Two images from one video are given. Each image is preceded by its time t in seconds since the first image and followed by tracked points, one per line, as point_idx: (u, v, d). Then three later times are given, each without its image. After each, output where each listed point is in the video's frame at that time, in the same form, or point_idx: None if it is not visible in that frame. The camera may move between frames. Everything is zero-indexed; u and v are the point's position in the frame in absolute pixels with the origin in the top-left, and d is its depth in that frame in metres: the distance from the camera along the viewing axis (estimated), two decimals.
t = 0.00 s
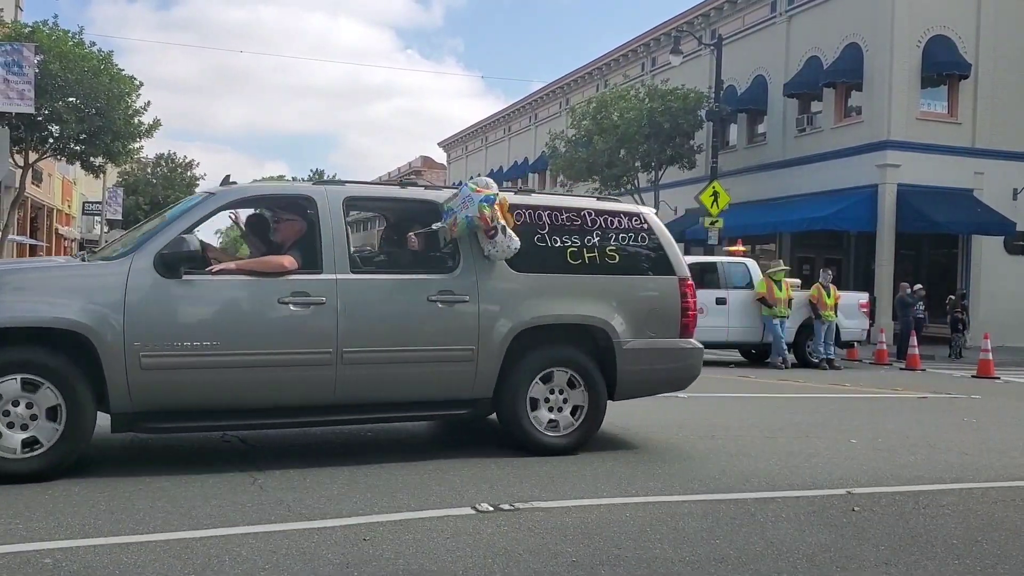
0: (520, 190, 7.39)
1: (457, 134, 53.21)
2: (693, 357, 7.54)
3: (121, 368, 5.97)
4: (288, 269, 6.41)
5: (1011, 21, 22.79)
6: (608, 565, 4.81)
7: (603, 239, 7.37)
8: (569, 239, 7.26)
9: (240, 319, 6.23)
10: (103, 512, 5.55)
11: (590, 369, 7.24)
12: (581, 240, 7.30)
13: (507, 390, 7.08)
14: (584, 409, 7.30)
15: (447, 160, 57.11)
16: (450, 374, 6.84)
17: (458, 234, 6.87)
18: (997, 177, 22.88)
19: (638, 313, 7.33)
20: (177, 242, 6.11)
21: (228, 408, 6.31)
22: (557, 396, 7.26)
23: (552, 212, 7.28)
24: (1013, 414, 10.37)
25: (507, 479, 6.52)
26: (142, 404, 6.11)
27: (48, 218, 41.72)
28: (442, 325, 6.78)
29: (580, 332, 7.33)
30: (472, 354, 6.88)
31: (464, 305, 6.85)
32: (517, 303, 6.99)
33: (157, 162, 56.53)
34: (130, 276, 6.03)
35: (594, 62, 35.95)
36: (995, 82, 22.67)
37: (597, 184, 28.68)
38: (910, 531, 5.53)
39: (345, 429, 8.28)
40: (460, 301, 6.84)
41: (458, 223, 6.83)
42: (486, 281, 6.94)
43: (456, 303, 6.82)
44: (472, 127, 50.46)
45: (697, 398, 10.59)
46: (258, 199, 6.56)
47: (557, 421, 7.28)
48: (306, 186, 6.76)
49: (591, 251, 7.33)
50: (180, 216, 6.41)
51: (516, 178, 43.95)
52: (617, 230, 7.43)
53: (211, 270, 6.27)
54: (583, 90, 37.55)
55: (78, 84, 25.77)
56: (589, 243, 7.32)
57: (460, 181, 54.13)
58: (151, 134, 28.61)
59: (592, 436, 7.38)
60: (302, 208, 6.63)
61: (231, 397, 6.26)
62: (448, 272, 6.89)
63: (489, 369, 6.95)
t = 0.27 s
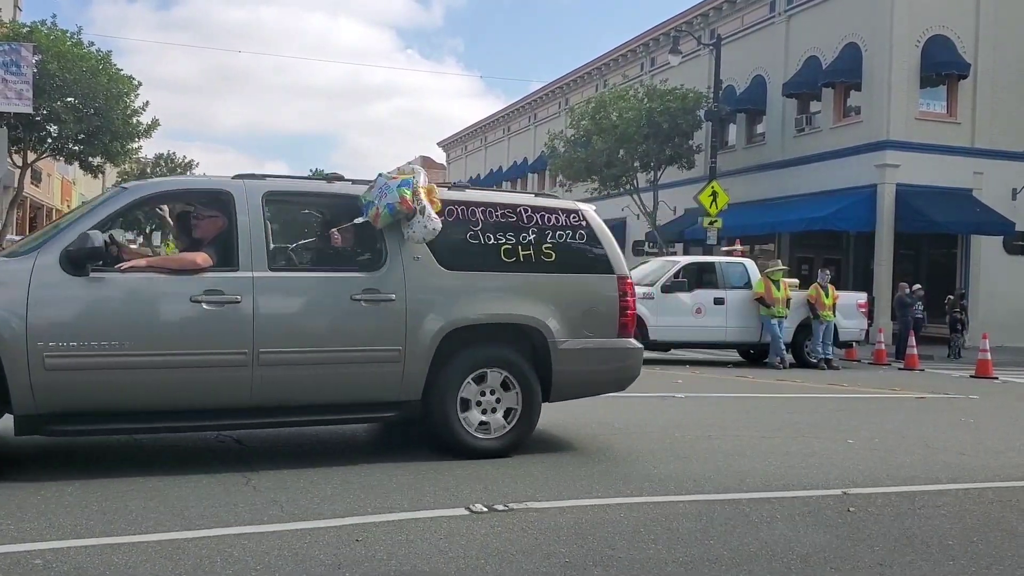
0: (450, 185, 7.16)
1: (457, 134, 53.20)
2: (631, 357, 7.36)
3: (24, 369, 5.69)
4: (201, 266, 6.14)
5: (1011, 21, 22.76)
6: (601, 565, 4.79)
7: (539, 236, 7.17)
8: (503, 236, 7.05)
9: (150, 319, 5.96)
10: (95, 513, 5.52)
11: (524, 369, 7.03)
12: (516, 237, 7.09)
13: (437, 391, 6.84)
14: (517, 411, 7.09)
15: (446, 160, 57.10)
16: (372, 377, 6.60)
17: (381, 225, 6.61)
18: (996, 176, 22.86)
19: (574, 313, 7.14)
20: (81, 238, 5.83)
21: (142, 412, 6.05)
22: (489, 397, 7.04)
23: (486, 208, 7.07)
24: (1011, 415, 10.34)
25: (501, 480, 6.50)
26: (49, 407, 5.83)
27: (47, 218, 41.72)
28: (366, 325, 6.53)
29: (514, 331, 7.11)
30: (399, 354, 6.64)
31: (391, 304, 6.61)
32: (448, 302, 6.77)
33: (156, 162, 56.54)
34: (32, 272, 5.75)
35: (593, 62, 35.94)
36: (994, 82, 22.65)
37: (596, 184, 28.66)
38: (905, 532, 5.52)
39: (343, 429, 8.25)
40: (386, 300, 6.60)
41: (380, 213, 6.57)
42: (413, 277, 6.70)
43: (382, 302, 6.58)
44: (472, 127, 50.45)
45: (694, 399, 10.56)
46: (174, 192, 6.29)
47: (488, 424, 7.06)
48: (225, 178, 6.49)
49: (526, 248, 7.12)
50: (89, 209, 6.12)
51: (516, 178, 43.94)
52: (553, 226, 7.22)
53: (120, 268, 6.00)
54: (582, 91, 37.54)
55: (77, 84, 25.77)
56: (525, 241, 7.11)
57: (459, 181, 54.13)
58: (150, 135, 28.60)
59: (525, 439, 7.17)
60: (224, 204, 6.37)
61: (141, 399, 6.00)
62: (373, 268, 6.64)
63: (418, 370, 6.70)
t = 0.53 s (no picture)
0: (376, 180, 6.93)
1: (455, 134, 53.20)
2: (566, 358, 7.14)
3: None
4: (107, 262, 5.94)
5: (1009, 21, 22.74)
6: (592, 565, 4.77)
7: (470, 232, 6.93)
8: (431, 232, 6.81)
9: (53, 316, 5.75)
10: (84, 514, 5.49)
11: (453, 371, 6.79)
12: (445, 233, 6.85)
13: (359, 392, 6.60)
14: (445, 414, 6.84)
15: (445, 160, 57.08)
16: (290, 378, 6.36)
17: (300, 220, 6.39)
18: (995, 176, 22.84)
19: (504, 312, 6.91)
20: None
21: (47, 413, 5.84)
22: (415, 400, 6.80)
23: (414, 203, 6.83)
24: (1008, 415, 10.32)
25: (493, 480, 6.47)
26: None
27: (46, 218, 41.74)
28: (283, 325, 6.31)
29: (442, 331, 6.88)
30: (319, 355, 6.41)
31: (309, 302, 6.38)
32: (370, 300, 6.54)
33: (155, 162, 56.63)
34: None
35: (591, 62, 35.92)
36: (992, 81, 22.62)
37: (594, 184, 28.65)
38: (900, 532, 5.49)
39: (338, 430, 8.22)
40: (303, 298, 6.36)
41: (298, 209, 6.34)
42: (332, 274, 6.46)
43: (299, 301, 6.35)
44: (470, 127, 50.44)
45: (690, 398, 10.53)
46: (83, 187, 6.10)
47: (414, 427, 6.82)
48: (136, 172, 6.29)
49: (455, 245, 6.88)
50: None
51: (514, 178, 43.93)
52: (485, 223, 6.99)
53: (20, 263, 5.79)
54: (581, 90, 37.53)
55: (74, 84, 25.78)
56: (454, 237, 6.87)
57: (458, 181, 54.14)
58: (147, 134, 28.60)
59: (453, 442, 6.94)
60: (134, 199, 6.20)
61: (39, 400, 5.76)
62: (289, 265, 6.41)
63: (336, 370, 6.47)
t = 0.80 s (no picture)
0: (297, 173, 6.74)
1: (453, 134, 53.19)
2: (494, 359, 6.97)
3: None
4: (6, 260, 5.70)
5: (1006, 22, 22.75)
6: (586, 565, 4.75)
7: (395, 229, 6.75)
8: (353, 228, 6.62)
9: None
10: (77, 514, 5.46)
11: (375, 372, 6.60)
12: (368, 229, 6.67)
13: (274, 395, 6.38)
14: (366, 416, 6.64)
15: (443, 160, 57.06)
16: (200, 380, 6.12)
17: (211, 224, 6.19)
18: (992, 177, 22.84)
19: (430, 311, 6.73)
20: None
21: None
22: (334, 402, 6.59)
23: (337, 198, 6.64)
24: (1004, 415, 10.31)
25: (488, 480, 6.45)
26: None
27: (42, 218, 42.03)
28: (192, 324, 6.07)
29: (365, 331, 6.68)
30: (231, 355, 6.17)
31: (220, 300, 6.15)
32: (286, 298, 6.31)
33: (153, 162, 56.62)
34: None
35: (589, 62, 35.91)
36: (989, 82, 22.63)
37: (592, 184, 28.64)
38: (894, 532, 5.49)
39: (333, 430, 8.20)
40: (214, 297, 6.13)
41: (211, 213, 6.13)
42: (243, 272, 6.23)
43: (209, 299, 6.11)
44: (468, 128, 50.44)
45: (685, 398, 10.52)
46: None
47: (333, 430, 6.60)
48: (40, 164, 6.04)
49: (378, 241, 6.70)
50: None
51: (512, 178, 43.93)
52: (411, 219, 6.82)
53: None
54: (578, 91, 37.53)
55: (71, 83, 25.76)
56: (378, 234, 6.69)
57: (456, 181, 54.12)
58: (144, 134, 28.57)
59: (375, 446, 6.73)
60: (37, 192, 5.96)
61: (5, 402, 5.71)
62: (200, 262, 6.19)
63: (250, 373, 6.24)
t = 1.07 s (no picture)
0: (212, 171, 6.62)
1: (450, 135, 53.17)
2: (418, 362, 6.75)
3: None
4: None
5: (1002, 22, 22.78)
6: (581, 566, 4.75)
7: (312, 226, 6.57)
8: (267, 225, 6.44)
9: None
10: (71, 514, 5.45)
11: (291, 375, 6.38)
12: (283, 227, 6.49)
13: (181, 397, 6.16)
14: (279, 419, 6.43)
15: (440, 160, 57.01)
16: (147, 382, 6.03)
17: (112, 220, 6.02)
18: (988, 177, 22.87)
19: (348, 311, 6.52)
20: None
21: None
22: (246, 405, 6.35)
23: (250, 194, 6.48)
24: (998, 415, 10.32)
25: (483, 480, 6.44)
26: None
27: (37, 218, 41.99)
28: (93, 324, 5.87)
29: (282, 333, 6.48)
30: (135, 357, 5.97)
31: (122, 300, 5.94)
32: (193, 297, 6.11)
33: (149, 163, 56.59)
34: None
35: (586, 63, 35.89)
36: (985, 82, 22.66)
37: (589, 184, 28.64)
38: (888, 532, 5.49)
39: (327, 430, 8.19)
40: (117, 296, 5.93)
41: (112, 207, 5.98)
42: (149, 271, 6.04)
43: (111, 298, 5.92)
44: (465, 128, 50.42)
45: (681, 398, 10.52)
46: None
47: (245, 435, 6.37)
48: None
49: (294, 239, 6.51)
50: None
51: (509, 178, 43.91)
52: (330, 216, 6.65)
53: None
54: (575, 91, 37.51)
55: (67, 84, 25.72)
56: (294, 231, 6.51)
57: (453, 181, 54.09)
58: (140, 135, 28.54)
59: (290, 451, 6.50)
60: None
61: None
62: (104, 259, 6.01)
63: (154, 376, 6.03)
